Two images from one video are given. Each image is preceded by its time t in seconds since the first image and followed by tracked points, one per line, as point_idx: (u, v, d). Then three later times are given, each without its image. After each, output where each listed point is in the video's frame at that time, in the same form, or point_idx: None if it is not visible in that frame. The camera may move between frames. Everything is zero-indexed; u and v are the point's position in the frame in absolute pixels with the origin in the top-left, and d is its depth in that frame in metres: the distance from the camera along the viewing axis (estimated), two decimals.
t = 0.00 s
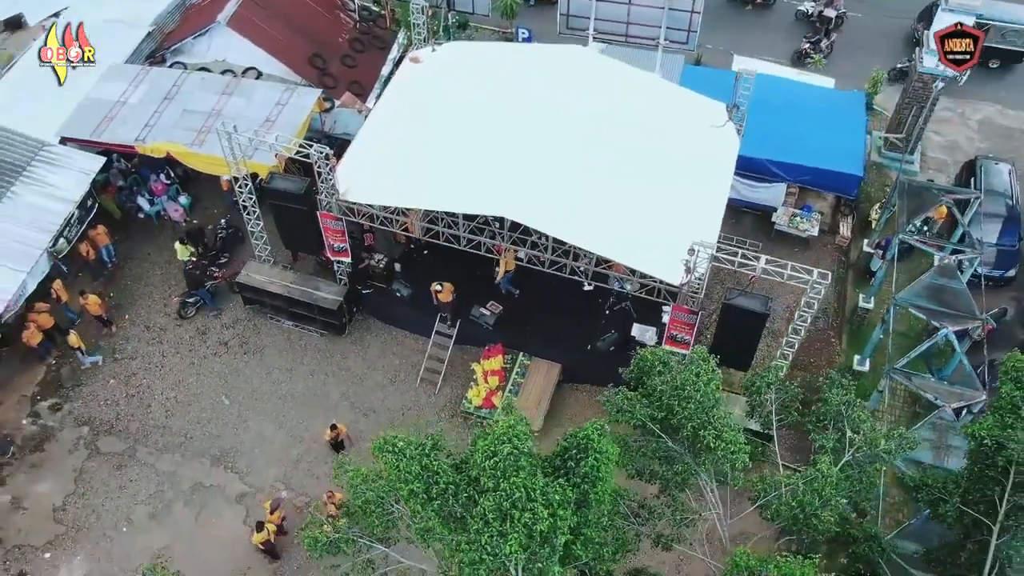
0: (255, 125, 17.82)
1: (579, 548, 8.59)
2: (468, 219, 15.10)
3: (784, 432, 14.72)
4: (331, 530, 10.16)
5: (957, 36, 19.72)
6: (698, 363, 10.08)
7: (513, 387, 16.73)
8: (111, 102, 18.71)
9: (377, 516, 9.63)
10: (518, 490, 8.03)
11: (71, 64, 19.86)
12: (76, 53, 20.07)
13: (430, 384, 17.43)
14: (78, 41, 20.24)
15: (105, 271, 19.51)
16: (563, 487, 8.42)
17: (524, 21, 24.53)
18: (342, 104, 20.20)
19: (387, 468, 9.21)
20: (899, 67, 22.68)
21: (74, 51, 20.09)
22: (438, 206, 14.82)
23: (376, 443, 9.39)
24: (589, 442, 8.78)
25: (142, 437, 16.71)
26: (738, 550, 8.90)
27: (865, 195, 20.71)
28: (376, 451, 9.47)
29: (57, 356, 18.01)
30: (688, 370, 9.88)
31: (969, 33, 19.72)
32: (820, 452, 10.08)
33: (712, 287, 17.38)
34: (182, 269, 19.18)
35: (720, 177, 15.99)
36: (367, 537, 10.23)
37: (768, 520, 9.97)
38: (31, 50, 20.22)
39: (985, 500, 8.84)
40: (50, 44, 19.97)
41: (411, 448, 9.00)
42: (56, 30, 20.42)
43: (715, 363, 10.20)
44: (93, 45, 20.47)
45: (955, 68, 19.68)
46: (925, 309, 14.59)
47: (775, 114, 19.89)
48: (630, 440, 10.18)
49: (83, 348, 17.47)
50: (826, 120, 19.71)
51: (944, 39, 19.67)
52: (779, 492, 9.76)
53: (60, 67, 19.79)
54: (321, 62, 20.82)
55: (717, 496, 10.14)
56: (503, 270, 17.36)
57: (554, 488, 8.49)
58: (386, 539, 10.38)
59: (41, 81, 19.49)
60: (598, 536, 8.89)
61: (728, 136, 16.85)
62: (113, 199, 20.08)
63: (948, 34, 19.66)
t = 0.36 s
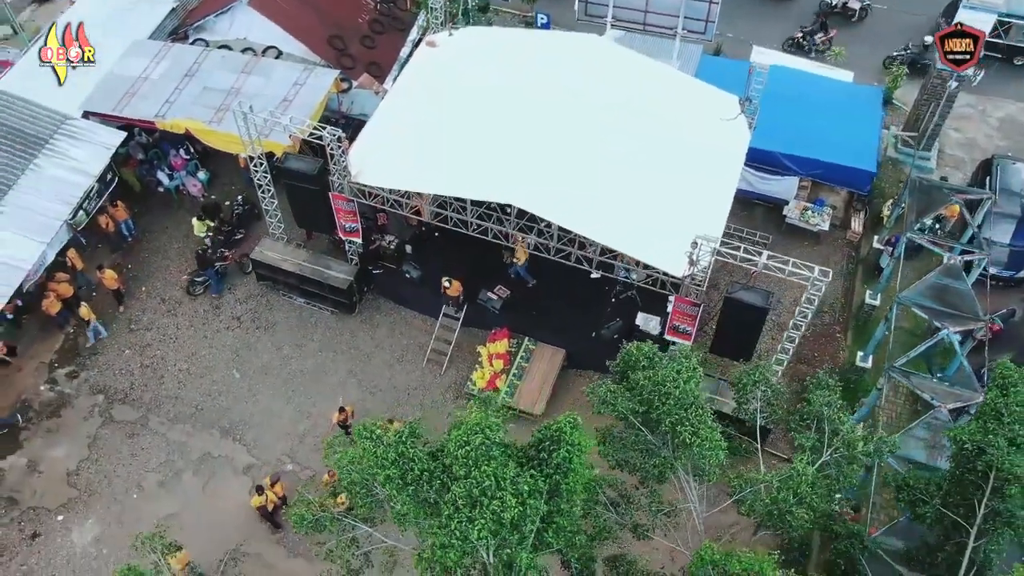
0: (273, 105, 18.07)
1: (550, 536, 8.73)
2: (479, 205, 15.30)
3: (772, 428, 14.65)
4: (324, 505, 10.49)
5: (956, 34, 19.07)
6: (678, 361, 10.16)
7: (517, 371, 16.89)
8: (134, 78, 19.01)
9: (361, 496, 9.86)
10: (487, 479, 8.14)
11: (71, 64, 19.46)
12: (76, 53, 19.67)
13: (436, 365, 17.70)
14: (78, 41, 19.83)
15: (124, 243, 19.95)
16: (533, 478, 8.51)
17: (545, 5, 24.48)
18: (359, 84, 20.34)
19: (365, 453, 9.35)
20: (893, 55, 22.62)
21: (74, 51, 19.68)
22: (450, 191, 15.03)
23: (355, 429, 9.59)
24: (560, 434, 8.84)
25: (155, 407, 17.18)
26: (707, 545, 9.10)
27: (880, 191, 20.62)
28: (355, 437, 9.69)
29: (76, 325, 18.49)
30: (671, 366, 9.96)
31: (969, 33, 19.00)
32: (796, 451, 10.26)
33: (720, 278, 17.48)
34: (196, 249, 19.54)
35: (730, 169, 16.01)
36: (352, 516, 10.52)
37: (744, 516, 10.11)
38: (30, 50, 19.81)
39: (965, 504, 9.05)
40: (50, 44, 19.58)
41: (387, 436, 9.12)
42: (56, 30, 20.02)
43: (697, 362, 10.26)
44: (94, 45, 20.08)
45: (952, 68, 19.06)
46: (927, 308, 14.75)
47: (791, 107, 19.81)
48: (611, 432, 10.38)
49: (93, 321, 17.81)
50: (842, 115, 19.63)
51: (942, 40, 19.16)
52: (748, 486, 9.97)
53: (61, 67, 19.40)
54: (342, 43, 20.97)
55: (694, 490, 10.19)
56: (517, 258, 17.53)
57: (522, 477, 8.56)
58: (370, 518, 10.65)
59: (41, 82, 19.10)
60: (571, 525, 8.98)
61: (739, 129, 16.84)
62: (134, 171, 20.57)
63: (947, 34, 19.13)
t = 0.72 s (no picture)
0: (285, 87, 18.31)
1: (520, 523, 8.95)
2: (484, 194, 15.55)
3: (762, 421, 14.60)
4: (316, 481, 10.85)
5: (956, 35, 19.47)
6: (652, 356, 10.35)
7: (518, 356, 17.18)
8: (151, 56, 19.31)
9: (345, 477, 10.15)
10: (457, 466, 8.36)
11: (71, 65, 19.30)
12: (76, 53, 19.48)
13: (438, 347, 18.00)
14: (78, 41, 19.65)
15: (139, 219, 20.35)
16: (502, 467, 8.71)
17: None
18: (372, 67, 20.59)
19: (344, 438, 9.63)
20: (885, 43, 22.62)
21: (74, 51, 19.48)
22: (456, 180, 15.30)
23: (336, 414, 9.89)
24: (532, 426, 9.06)
25: (164, 380, 17.63)
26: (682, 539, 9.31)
27: (888, 187, 20.61)
28: (338, 421, 9.99)
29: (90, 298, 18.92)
30: (642, 364, 10.15)
31: (969, 33, 19.17)
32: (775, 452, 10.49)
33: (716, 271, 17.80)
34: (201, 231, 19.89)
35: (734, 163, 16.08)
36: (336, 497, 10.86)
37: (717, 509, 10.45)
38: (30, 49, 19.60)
39: (941, 504, 9.24)
40: (50, 44, 19.41)
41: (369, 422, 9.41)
42: (55, 31, 19.85)
43: (673, 358, 10.41)
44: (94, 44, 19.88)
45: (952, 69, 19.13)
46: (925, 307, 14.93)
47: (801, 101, 19.80)
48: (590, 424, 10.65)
49: (100, 297, 18.22)
50: (852, 110, 19.63)
51: (943, 41, 19.53)
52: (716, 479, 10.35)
53: (61, 67, 19.21)
54: (354, 26, 21.36)
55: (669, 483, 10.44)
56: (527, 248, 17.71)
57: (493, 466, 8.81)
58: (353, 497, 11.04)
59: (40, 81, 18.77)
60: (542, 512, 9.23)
61: (745, 122, 16.86)
62: (150, 148, 20.97)
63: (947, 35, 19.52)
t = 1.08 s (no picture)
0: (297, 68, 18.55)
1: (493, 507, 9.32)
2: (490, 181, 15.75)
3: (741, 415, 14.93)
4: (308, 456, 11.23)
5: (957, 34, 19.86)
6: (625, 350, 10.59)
7: (518, 340, 17.52)
8: (167, 35, 19.56)
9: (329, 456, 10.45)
10: (429, 453, 8.69)
11: (71, 66, 18.77)
12: (75, 53, 18.94)
13: (440, 330, 18.31)
14: (77, 41, 19.11)
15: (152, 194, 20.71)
16: (473, 456, 9.02)
17: None
18: (384, 50, 20.77)
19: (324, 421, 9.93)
20: (881, 31, 22.56)
21: (74, 51, 18.94)
22: (463, 167, 15.52)
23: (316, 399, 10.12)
24: (505, 417, 9.30)
25: (172, 353, 18.07)
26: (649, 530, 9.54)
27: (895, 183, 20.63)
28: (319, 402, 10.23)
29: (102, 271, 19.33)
30: (613, 359, 10.43)
31: (969, 32, 19.57)
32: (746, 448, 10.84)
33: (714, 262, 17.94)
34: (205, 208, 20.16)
35: (737, 157, 16.19)
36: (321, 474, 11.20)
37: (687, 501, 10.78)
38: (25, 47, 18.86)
39: (913, 503, 9.68)
40: (50, 44, 18.87)
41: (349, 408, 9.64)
42: (55, 31, 19.36)
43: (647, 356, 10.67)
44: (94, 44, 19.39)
45: (953, 69, 19.78)
46: (922, 305, 15.04)
47: (810, 94, 19.80)
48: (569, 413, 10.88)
49: (103, 277, 18.59)
50: (861, 105, 19.61)
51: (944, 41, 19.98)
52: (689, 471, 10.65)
53: (60, 68, 18.59)
54: (368, 7, 21.53)
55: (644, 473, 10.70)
56: (529, 233, 17.93)
57: (466, 453, 9.11)
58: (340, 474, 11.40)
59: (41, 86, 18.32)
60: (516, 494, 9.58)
61: (750, 116, 16.93)
62: (165, 125, 21.43)
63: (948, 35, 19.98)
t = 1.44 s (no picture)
0: (309, 52, 18.81)
1: (466, 491, 9.71)
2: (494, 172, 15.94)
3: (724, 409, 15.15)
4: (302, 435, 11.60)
5: (957, 35, 19.93)
6: (601, 345, 10.74)
7: (518, 326, 17.82)
8: (182, 15, 19.81)
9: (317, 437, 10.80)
10: (402, 438, 9.02)
11: (73, 66, 18.54)
12: (76, 53, 18.63)
13: (443, 313, 18.58)
14: (78, 39, 18.71)
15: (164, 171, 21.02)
16: (446, 443, 9.29)
17: None
18: (396, 35, 20.93)
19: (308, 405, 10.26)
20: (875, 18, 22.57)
21: (74, 50, 18.62)
22: (467, 157, 15.71)
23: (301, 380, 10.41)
24: (480, 405, 9.66)
25: (179, 328, 18.47)
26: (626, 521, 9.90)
27: (901, 181, 20.65)
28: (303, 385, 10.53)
29: (114, 245, 19.69)
30: (589, 353, 10.69)
31: (969, 33, 19.66)
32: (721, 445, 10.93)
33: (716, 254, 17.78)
34: (210, 188, 20.36)
35: (739, 155, 16.31)
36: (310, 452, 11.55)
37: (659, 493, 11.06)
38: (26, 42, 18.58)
39: (884, 501, 10.17)
40: (50, 43, 18.51)
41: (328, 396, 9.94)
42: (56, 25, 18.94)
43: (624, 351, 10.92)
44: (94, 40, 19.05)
45: (953, 69, 20.01)
46: (916, 305, 15.10)
47: (818, 89, 19.82)
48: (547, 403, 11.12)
49: (110, 251, 18.98)
50: (867, 102, 19.63)
51: (943, 41, 20.08)
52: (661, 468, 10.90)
53: (62, 67, 18.42)
54: None
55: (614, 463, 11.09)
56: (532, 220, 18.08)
57: (440, 439, 9.48)
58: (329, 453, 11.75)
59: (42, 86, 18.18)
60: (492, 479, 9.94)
61: (753, 113, 17.01)
62: (180, 102, 21.62)
63: (948, 35, 20.05)
